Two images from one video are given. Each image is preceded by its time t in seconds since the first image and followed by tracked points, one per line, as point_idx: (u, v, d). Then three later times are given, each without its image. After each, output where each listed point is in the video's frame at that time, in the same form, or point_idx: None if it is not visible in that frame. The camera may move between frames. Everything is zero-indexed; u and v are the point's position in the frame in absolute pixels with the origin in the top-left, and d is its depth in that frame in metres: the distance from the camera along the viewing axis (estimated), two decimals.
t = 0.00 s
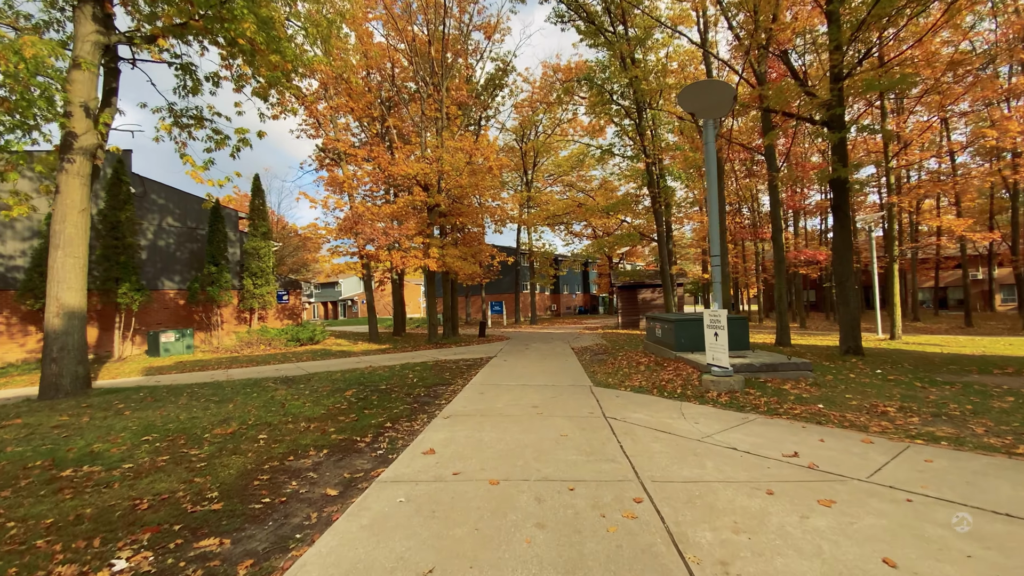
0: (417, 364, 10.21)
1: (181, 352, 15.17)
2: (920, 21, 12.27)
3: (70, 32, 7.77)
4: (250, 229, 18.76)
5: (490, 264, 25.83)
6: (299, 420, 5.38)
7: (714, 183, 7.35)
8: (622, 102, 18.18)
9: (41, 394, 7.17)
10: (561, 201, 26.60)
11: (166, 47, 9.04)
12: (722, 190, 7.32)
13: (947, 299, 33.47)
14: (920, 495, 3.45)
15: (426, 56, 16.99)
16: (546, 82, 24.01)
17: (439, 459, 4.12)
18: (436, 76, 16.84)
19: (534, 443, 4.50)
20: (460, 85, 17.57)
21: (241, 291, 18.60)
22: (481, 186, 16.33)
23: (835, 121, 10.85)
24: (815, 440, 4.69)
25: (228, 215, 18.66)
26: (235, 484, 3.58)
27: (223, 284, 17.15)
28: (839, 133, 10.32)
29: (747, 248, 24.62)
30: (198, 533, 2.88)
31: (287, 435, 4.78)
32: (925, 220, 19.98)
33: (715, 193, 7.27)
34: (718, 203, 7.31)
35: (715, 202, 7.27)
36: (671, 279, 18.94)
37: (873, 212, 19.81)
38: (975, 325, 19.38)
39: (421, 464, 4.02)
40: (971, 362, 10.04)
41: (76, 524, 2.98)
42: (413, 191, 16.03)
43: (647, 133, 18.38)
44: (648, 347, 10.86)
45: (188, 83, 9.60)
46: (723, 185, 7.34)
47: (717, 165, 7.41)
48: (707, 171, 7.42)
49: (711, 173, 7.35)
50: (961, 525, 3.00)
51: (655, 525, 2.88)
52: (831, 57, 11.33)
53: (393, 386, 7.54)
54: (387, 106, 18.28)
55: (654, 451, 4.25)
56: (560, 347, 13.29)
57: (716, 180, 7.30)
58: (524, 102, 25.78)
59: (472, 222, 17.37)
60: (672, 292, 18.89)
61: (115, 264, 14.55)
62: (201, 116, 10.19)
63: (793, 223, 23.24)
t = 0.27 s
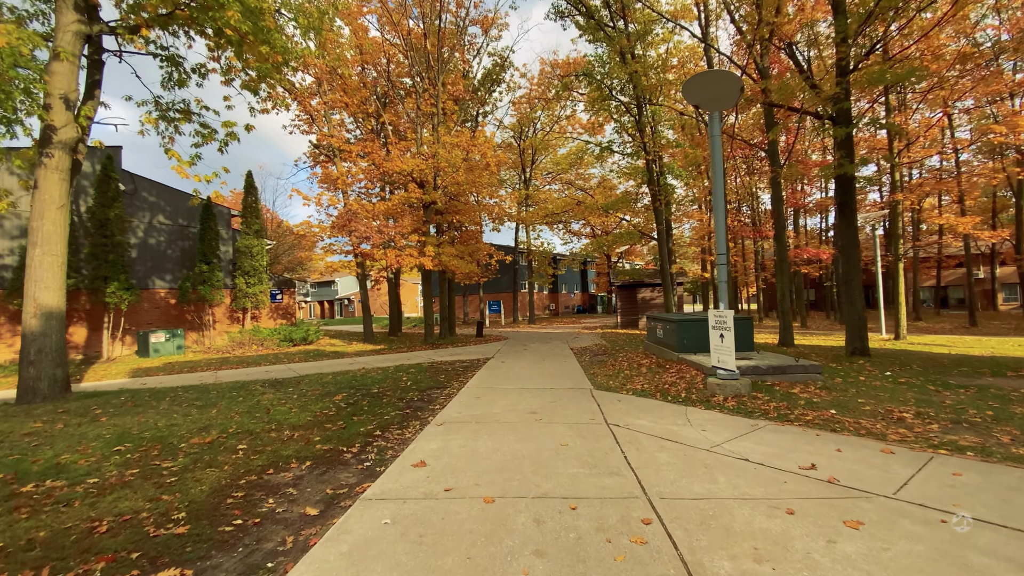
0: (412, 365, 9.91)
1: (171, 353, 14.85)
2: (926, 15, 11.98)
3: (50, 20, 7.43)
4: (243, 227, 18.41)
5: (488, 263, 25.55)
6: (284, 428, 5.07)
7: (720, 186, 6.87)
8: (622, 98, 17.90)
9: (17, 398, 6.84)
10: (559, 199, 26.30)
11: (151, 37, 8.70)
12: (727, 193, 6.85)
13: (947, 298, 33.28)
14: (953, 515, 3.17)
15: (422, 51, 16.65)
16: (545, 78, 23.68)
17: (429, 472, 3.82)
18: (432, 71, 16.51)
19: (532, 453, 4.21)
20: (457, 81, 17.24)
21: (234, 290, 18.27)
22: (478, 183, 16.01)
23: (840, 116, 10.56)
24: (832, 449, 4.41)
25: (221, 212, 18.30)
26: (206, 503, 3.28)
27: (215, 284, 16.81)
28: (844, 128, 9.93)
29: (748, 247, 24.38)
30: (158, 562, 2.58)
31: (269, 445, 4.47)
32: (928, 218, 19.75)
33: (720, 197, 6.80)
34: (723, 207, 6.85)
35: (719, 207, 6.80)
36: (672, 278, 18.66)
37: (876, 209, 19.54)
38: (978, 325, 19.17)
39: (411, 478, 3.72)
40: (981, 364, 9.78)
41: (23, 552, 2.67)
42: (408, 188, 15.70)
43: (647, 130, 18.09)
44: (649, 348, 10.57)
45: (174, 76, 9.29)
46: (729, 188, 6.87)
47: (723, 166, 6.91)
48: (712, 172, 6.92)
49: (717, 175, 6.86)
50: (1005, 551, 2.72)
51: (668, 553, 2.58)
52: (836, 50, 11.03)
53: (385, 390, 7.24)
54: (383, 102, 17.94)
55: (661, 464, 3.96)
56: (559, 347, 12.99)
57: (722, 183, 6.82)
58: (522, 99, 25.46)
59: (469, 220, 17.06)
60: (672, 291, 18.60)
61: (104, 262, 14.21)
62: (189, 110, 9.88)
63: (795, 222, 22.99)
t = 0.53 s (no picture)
0: (406, 365, 9.61)
1: (160, 352, 14.52)
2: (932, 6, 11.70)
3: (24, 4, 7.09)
4: (235, 224, 18.05)
5: (485, 261, 25.26)
6: (264, 432, 4.75)
7: (725, 176, 6.47)
8: (621, 94, 17.61)
9: None
10: (558, 196, 26.02)
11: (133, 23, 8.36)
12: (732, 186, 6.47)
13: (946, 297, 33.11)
14: (989, 531, 2.88)
15: (418, 44, 16.32)
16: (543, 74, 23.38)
17: (416, 483, 3.52)
18: (428, 65, 16.18)
19: (528, 461, 3.91)
20: (453, 75, 16.92)
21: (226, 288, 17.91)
22: (475, 179, 15.69)
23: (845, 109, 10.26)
24: (848, 456, 4.12)
25: (212, 208, 17.93)
26: (168, 519, 2.99)
27: (206, 281, 16.46)
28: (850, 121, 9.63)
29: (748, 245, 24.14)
30: None
31: (244, 451, 4.16)
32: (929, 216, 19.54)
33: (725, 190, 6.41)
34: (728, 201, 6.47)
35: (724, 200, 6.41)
36: (671, 276, 18.39)
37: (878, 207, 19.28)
38: (980, 324, 18.95)
39: (396, 489, 3.41)
40: (990, 363, 9.52)
41: None
42: (403, 184, 15.38)
43: (647, 126, 17.80)
44: (650, 347, 10.28)
45: (156, 65, 8.92)
46: (734, 180, 6.48)
47: (729, 155, 6.50)
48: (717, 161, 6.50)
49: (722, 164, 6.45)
50: None
51: None
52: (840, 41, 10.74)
53: (376, 391, 6.93)
54: (379, 97, 17.61)
55: (667, 473, 3.66)
56: (557, 346, 12.70)
57: (727, 174, 6.42)
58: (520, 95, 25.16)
59: (465, 217, 16.75)
60: (672, 289, 18.32)
61: (91, 259, 13.85)
62: (174, 101, 9.53)
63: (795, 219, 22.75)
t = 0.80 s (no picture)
0: (399, 367, 9.31)
1: (150, 353, 14.18)
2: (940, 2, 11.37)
3: None
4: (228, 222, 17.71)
5: (483, 260, 24.97)
6: (242, 442, 4.47)
7: (731, 171, 6.13)
8: (621, 90, 17.30)
9: None
10: (557, 195, 25.74)
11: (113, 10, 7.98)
12: (738, 182, 6.13)
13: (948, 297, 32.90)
14: None
15: (415, 39, 15.98)
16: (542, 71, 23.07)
17: (401, 502, 3.22)
18: (425, 61, 15.85)
19: (524, 476, 3.61)
20: (451, 71, 16.60)
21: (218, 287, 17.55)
22: (472, 177, 15.36)
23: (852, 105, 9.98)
24: (868, 470, 3.84)
25: (204, 206, 17.57)
26: (122, 547, 2.71)
27: (197, 280, 16.10)
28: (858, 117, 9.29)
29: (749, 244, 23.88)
30: None
31: (217, 465, 3.88)
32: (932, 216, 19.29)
33: (731, 186, 6.08)
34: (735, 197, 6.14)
35: (731, 196, 6.08)
36: (672, 276, 18.12)
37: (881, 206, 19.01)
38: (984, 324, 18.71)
39: (379, 510, 3.10)
40: (1001, 366, 9.25)
41: None
42: (399, 181, 15.06)
43: (647, 123, 17.51)
44: (651, 349, 10.00)
45: (138, 56, 8.53)
46: (740, 176, 6.14)
47: (735, 149, 6.14)
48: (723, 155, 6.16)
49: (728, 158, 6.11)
50: None
51: None
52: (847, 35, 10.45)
53: (366, 395, 6.62)
54: (375, 93, 17.28)
55: (675, 490, 3.36)
56: (556, 348, 12.40)
57: (734, 169, 6.08)
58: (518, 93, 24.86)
59: (462, 216, 16.43)
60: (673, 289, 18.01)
61: (78, 257, 13.51)
62: (159, 95, 9.16)
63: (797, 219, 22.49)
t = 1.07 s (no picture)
0: (394, 368, 9.01)
1: (140, 353, 13.84)
2: None
3: None
4: (221, 219, 17.37)
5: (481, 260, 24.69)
6: (219, 450, 4.17)
7: (741, 163, 5.83)
8: (622, 87, 17.04)
9: None
10: (556, 194, 25.46)
11: None
12: (748, 173, 5.83)
13: (948, 297, 32.69)
14: None
15: (411, 34, 15.71)
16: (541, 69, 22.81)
17: (387, 519, 2.92)
18: (422, 55, 15.59)
19: (522, 489, 3.31)
20: (448, 66, 16.33)
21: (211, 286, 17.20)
22: (469, 173, 15.07)
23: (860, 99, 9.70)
24: (895, 483, 3.54)
25: (197, 203, 17.22)
26: (70, 571, 2.43)
27: (189, 279, 15.75)
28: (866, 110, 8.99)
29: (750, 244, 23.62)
30: None
31: (189, 475, 3.58)
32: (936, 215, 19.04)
33: (741, 178, 5.77)
34: (745, 190, 5.83)
35: (741, 189, 5.77)
36: (673, 275, 17.84)
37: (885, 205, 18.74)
38: (989, 325, 18.45)
39: (363, 529, 2.80)
40: (1015, 367, 8.95)
41: None
42: (395, 177, 14.76)
43: (648, 120, 17.23)
44: (653, 350, 9.70)
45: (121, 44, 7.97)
46: (750, 167, 5.84)
47: (746, 138, 5.83)
48: (732, 145, 5.86)
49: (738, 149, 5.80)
50: None
51: None
52: (854, 27, 10.18)
53: (356, 398, 6.30)
54: (370, 89, 17.02)
55: (688, 505, 3.07)
56: (555, 348, 12.10)
57: (744, 160, 5.78)
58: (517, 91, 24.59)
59: (460, 214, 16.14)
60: (674, 290, 17.67)
61: (65, 255, 13.18)
62: (143, 86, 8.68)
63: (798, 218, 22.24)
